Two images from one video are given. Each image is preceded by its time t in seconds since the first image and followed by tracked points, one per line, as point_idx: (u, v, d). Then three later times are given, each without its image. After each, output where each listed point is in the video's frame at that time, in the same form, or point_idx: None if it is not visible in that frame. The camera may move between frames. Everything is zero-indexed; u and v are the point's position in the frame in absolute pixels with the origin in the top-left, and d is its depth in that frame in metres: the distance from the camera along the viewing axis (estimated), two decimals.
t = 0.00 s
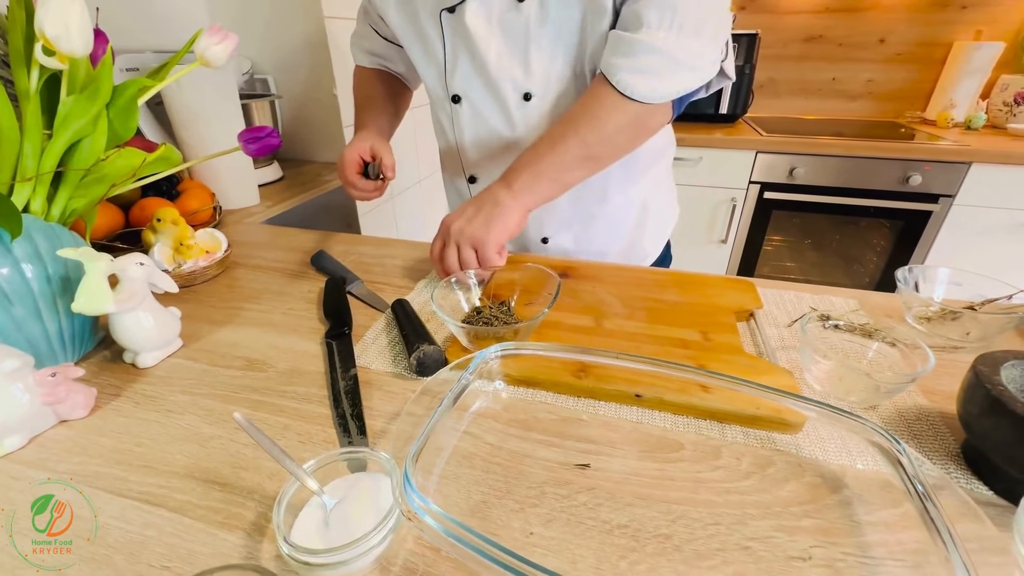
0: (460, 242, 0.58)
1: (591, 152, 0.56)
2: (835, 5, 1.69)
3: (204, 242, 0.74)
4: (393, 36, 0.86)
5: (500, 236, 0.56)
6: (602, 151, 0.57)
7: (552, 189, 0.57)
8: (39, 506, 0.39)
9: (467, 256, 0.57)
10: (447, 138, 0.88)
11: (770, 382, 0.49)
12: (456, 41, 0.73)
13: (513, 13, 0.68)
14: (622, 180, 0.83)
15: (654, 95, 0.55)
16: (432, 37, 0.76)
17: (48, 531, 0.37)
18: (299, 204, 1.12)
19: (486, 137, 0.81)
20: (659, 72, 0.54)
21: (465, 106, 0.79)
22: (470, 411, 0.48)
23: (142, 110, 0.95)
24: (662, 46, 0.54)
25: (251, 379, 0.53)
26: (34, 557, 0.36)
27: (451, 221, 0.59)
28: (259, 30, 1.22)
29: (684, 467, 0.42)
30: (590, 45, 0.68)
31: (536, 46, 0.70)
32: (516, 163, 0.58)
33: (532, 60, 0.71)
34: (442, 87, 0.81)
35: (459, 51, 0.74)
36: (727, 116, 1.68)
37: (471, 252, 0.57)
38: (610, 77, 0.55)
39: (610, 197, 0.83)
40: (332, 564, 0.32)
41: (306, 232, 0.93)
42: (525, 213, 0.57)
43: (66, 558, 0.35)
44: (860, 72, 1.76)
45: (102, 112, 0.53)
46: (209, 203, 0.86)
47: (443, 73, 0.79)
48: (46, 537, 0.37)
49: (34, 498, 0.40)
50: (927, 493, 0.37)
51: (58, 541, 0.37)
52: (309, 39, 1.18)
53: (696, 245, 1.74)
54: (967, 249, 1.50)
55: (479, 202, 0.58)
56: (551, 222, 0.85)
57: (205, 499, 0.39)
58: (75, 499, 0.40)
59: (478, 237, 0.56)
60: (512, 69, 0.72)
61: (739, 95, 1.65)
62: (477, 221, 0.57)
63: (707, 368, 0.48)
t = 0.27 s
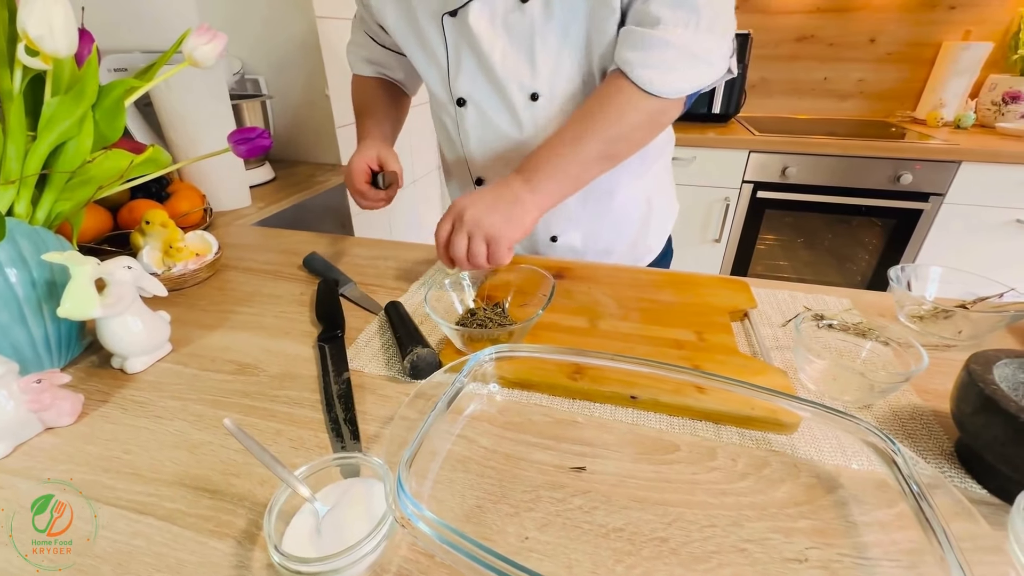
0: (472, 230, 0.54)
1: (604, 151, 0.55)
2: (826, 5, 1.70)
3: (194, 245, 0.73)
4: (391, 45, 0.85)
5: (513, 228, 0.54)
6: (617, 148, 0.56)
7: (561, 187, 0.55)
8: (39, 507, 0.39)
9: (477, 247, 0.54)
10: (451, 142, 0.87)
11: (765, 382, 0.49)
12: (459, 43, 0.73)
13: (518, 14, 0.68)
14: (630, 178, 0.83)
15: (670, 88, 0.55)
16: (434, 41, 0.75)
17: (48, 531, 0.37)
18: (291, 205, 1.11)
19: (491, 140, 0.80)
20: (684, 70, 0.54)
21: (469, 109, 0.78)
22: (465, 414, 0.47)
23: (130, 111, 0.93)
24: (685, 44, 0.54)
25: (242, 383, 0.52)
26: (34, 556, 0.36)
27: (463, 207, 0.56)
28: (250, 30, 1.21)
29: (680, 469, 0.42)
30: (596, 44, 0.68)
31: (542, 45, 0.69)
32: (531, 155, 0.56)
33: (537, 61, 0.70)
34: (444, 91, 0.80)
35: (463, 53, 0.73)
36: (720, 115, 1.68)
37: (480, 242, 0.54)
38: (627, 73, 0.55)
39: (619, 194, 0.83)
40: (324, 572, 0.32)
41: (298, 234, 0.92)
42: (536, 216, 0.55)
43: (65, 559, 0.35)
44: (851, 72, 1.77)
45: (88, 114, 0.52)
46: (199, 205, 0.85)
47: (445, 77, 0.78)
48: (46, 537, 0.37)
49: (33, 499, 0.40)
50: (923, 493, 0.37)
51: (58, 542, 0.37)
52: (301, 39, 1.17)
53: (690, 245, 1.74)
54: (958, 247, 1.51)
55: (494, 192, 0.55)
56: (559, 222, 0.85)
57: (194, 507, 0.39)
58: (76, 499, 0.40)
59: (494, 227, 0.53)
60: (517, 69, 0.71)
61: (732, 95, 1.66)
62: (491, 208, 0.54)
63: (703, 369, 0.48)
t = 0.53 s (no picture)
0: (654, 247, 0.52)
1: (710, 168, 0.55)
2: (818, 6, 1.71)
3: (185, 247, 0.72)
4: (411, 34, 0.85)
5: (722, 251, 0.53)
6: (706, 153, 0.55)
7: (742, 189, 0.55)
8: (39, 507, 0.39)
9: (684, 277, 0.52)
10: (476, 139, 0.86)
11: (761, 382, 0.49)
12: (497, 36, 0.72)
13: (563, 10, 0.68)
14: (655, 184, 0.86)
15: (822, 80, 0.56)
16: (468, 33, 0.75)
17: (48, 532, 0.37)
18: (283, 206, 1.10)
19: (522, 137, 0.78)
20: (795, 50, 0.54)
21: (500, 104, 0.77)
22: (461, 416, 0.47)
23: (119, 111, 0.92)
24: (780, 28, 0.55)
25: (235, 387, 0.51)
26: (34, 557, 0.36)
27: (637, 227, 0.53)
28: (241, 30, 1.20)
29: (677, 470, 0.42)
30: (644, 46, 0.69)
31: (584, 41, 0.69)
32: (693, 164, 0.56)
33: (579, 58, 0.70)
34: (475, 85, 0.78)
35: (500, 46, 0.73)
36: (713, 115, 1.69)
37: (678, 266, 0.52)
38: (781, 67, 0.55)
39: (641, 194, 0.86)
40: None
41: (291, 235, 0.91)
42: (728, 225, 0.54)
43: (64, 560, 0.35)
44: (843, 71, 1.78)
45: (76, 115, 0.51)
46: (191, 207, 0.84)
47: (475, 70, 0.77)
48: (45, 537, 0.37)
49: (35, 498, 0.40)
50: (920, 492, 0.37)
51: (58, 542, 0.37)
52: (293, 38, 1.16)
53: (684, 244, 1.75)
54: (949, 245, 1.52)
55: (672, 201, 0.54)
56: (581, 222, 0.85)
57: (186, 514, 0.38)
58: (76, 499, 0.40)
59: (659, 243, 0.51)
60: (557, 66, 0.71)
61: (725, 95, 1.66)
62: (672, 224, 0.52)
63: (699, 369, 0.48)
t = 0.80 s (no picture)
0: (720, 253, 0.52)
1: (763, 191, 0.56)
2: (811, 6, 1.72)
3: (179, 249, 0.71)
4: (473, 13, 0.82)
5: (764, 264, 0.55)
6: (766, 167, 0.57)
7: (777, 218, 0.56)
8: (38, 508, 0.39)
9: (735, 285, 0.54)
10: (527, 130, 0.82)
11: (756, 381, 0.49)
12: (578, 25, 0.70)
13: (656, 9, 0.66)
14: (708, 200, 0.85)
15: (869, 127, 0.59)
16: (544, 23, 0.72)
17: (47, 533, 0.37)
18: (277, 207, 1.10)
19: (586, 134, 0.76)
20: (860, 89, 0.58)
21: (569, 97, 0.74)
22: (456, 417, 0.47)
23: (110, 110, 0.91)
24: (852, 68, 0.59)
25: (229, 390, 0.51)
26: (34, 557, 0.36)
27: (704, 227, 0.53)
28: (235, 30, 1.19)
29: (673, 469, 0.42)
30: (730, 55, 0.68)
31: (672, 42, 0.68)
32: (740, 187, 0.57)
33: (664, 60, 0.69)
34: (544, 74, 0.76)
35: (580, 36, 0.70)
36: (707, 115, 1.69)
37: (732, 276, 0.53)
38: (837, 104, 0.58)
39: (693, 206, 0.84)
40: None
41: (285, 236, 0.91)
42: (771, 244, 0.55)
43: (65, 560, 0.35)
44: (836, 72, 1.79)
45: (66, 116, 0.51)
46: (184, 208, 0.83)
47: (547, 60, 0.74)
48: (45, 538, 0.37)
49: (35, 497, 0.40)
50: (914, 489, 0.38)
51: (58, 543, 0.36)
52: (287, 37, 1.16)
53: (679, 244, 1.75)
54: (942, 243, 1.53)
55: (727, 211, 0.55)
56: (629, 224, 0.85)
57: (179, 517, 0.38)
58: (76, 499, 0.40)
59: (729, 252, 0.52)
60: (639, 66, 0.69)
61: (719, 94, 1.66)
62: (740, 232, 0.53)
63: (694, 368, 0.48)
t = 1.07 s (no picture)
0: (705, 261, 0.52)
1: (752, 203, 0.55)
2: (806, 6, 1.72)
3: (174, 250, 0.71)
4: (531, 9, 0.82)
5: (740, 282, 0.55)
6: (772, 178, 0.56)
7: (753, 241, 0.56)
8: (39, 508, 0.39)
9: (717, 292, 0.53)
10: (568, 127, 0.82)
11: (753, 380, 0.50)
12: (632, 28, 0.70)
13: (712, 19, 0.67)
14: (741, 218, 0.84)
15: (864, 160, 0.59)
16: (601, 24, 0.72)
17: (48, 533, 0.37)
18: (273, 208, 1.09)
19: (626, 137, 0.76)
20: (864, 117, 0.58)
21: (614, 98, 0.75)
22: (454, 418, 0.47)
23: (104, 111, 0.90)
24: (859, 99, 0.59)
25: (224, 392, 0.51)
26: (34, 558, 0.36)
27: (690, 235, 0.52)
28: (230, 30, 1.18)
29: (670, 469, 0.42)
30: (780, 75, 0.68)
31: (723, 55, 0.68)
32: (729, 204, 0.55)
33: (712, 73, 0.69)
34: (593, 74, 0.76)
35: (632, 39, 0.71)
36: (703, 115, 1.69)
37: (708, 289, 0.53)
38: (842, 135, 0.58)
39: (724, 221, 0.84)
40: None
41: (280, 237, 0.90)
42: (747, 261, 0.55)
43: (66, 560, 0.35)
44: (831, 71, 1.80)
45: (59, 116, 0.50)
46: (179, 209, 0.83)
47: (598, 60, 0.75)
48: (46, 538, 0.37)
49: (35, 498, 0.40)
50: (910, 487, 0.38)
51: (58, 543, 0.36)
52: (283, 38, 1.16)
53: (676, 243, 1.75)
54: (937, 242, 1.54)
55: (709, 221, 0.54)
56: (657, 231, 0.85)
57: (175, 521, 0.37)
58: (76, 499, 0.40)
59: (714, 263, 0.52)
60: (686, 76, 0.69)
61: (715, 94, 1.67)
62: (722, 241, 0.52)
63: (692, 368, 0.48)
